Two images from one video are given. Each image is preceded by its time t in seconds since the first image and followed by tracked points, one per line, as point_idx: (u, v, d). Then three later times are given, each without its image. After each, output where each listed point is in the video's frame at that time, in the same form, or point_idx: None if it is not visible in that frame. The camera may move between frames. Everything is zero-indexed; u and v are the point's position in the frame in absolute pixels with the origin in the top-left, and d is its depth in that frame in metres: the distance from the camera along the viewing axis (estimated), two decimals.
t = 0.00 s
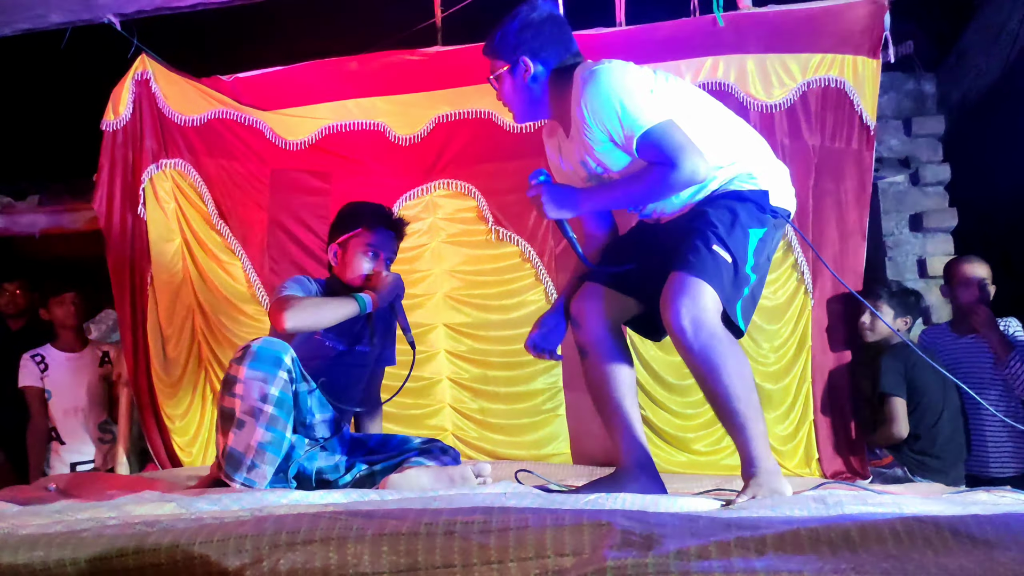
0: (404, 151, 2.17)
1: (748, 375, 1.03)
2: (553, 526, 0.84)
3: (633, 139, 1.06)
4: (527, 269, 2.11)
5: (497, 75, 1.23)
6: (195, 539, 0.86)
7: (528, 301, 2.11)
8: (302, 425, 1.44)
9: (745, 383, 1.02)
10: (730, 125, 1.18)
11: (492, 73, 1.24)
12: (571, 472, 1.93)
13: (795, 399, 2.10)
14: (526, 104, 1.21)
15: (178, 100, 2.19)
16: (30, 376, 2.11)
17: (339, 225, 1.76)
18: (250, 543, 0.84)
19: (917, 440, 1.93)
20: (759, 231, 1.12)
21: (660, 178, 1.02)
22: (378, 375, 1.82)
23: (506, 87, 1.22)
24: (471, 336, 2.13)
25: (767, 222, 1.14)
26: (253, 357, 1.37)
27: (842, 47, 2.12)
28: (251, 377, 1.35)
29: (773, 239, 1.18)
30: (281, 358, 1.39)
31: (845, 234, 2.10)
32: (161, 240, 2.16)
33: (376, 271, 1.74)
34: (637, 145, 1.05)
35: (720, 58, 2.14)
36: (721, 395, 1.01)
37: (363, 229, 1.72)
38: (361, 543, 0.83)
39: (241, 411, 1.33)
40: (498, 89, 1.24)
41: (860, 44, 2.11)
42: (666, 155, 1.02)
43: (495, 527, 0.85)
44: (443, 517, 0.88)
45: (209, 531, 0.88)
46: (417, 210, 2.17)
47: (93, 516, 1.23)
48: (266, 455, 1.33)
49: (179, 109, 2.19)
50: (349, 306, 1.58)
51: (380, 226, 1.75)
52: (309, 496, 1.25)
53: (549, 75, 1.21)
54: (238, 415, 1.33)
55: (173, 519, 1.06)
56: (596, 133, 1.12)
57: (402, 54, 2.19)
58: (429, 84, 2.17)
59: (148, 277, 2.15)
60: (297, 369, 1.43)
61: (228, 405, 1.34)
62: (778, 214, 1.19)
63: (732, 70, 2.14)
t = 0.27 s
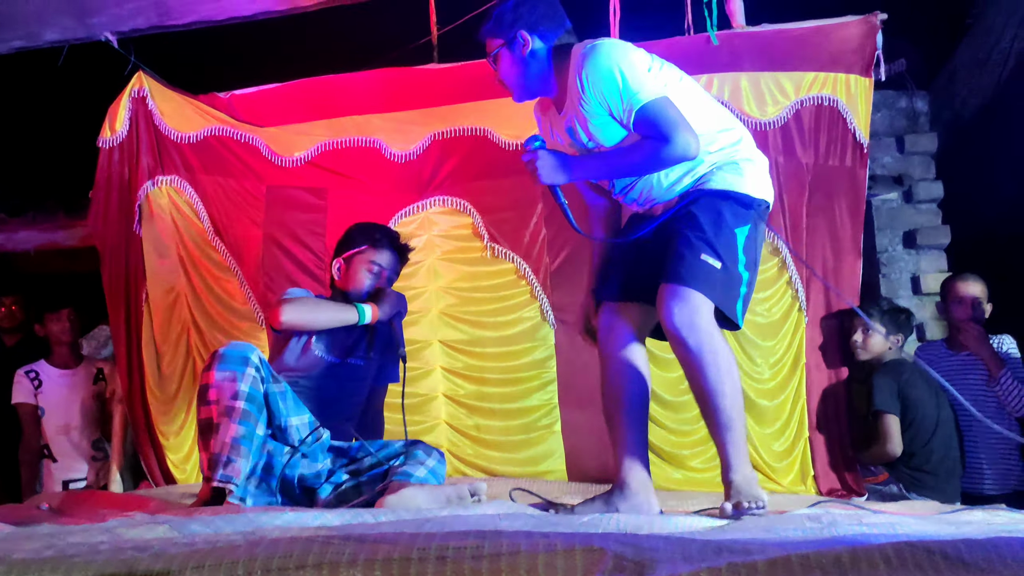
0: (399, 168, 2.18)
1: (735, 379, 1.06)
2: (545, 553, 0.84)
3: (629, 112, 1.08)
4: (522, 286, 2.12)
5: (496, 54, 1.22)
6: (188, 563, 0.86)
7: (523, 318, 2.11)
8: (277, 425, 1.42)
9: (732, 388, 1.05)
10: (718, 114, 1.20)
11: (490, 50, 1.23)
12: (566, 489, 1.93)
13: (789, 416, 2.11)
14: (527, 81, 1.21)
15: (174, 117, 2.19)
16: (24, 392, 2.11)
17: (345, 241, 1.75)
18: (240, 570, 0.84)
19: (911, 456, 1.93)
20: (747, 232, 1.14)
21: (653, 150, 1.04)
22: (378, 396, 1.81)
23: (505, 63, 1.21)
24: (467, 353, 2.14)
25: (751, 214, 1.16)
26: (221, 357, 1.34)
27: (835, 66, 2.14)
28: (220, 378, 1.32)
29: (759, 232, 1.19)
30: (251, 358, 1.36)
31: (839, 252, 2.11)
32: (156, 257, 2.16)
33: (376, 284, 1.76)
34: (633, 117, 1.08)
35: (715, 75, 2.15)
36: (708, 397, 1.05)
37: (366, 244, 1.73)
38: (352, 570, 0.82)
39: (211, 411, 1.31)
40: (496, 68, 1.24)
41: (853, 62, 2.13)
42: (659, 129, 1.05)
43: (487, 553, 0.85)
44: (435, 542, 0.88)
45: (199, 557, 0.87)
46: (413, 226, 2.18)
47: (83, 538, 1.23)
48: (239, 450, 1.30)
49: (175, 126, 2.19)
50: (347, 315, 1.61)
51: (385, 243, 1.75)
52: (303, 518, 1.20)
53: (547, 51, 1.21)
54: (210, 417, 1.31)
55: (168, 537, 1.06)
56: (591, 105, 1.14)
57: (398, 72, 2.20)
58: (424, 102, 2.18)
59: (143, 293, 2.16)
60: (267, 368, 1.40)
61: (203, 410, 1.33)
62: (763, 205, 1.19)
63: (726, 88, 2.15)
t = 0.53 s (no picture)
0: (396, 186, 2.18)
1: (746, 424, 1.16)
2: None
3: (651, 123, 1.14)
4: (518, 305, 2.12)
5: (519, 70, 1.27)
6: None
7: (519, 336, 2.12)
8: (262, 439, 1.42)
9: (742, 431, 1.16)
10: (726, 144, 1.25)
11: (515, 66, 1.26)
12: (562, 509, 1.93)
13: (785, 435, 2.12)
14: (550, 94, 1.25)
15: (172, 135, 2.20)
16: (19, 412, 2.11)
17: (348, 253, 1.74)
18: None
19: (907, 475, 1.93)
20: (758, 278, 1.21)
21: (676, 157, 1.09)
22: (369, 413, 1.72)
23: (530, 78, 1.26)
24: (463, 372, 2.14)
25: (756, 258, 1.21)
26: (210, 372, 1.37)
27: (828, 86, 2.15)
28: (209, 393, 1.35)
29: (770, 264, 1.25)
30: (236, 374, 1.37)
31: (833, 271, 2.13)
32: (153, 275, 2.17)
33: (375, 303, 1.69)
34: (656, 128, 1.13)
35: (710, 96, 2.17)
36: (719, 436, 1.17)
37: (367, 260, 1.69)
38: None
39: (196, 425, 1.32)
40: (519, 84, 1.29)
41: (846, 83, 2.15)
42: (682, 137, 1.10)
43: None
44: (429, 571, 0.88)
45: None
46: (410, 245, 2.18)
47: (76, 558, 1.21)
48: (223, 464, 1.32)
49: (172, 144, 2.19)
50: (333, 335, 1.56)
51: (389, 262, 1.70)
52: (298, 541, 1.15)
53: (571, 67, 1.25)
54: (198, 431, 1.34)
55: (170, 554, 1.08)
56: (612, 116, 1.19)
57: (395, 91, 2.22)
58: (421, 121, 2.19)
59: (139, 312, 2.16)
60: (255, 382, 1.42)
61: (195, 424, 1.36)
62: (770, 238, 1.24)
63: (721, 107, 2.16)
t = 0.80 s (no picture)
0: (394, 201, 2.18)
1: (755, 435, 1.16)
2: None
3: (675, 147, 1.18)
4: (516, 320, 2.12)
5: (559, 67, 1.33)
6: None
7: (516, 352, 2.11)
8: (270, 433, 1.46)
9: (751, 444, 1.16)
10: (738, 161, 1.26)
11: (560, 67, 1.31)
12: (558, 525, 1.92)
13: (783, 452, 2.11)
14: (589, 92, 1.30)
15: (170, 149, 2.21)
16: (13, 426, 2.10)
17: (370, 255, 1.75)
18: None
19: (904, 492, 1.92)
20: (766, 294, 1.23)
21: (692, 185, 1.15)
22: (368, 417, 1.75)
23: (573, 75, 1.31)
24: (460, 387, 2.13)
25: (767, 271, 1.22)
26: (195, 400, 1.39)
27: (825, 103, 2.16)
28: (195, 421, 1.38)
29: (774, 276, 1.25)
30: (221, 398, 1.39)
31: (830, 288, 2.13)
32: (150, 289, 2.17)
33: (387, 311, 1.68)
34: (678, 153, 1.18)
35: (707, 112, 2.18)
36: (727, 447, 1.16)
37: (389, 265, 1.69)
38: None
39: (189, 457, 1.37)
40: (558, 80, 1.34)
41: (843, 100, 2.16)
42: (700, 166, 1.15)
43: None
44: None
45: None
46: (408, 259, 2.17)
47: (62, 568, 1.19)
48: (221, 493, 1.38)
49: (170, 158, 2.20)
50: (333, 340, 1.51)
51: (408, 269, 1.70)
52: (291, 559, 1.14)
53: (613, 70, 1.31)
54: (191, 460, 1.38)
55: (161, 567, 1.07)
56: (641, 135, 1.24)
57: (394, 106, 2.22)
58: (419, 136, 2.20)
59: (136, 325, 2.17)
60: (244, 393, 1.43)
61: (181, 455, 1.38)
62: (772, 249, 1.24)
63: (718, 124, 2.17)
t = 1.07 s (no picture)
0: (392, 216, 2.18)
1: (751, 449, 1.32)
2: None
3: (666, 177, 1.34)
4: (514, 335, 2.12)
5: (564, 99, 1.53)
6: None
7: (513, 368, 2.11)
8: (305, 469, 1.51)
9: (747, 456, 1.32)
10: (727, 188, 1.42)
11: (564, 96, 1.52)
12: (557, 542, 1.91)
13: (780, 469, 2.10)
14: (590, 120, 1.51)
15: (168, 164, 2.21)
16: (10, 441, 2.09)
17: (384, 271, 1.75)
18: None
19: (902, 513, 1.94)
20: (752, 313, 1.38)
21: (679, 213, 1.31)
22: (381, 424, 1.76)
23: (577, 105, 1.51)
24: (458, 403, 2.13)
25: (751, 288, 1.38)
26: (232, 443, 1.43)
27: (823, 120, 2.17)
28: (231, 463, 1.42)
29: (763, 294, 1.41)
30: (261, 447, 1.43)
31: (827, 305, 2.13)
32: (148, 304, 2.17)
33: (396, 331, 1.70)
34: (669, 181, 1.34)
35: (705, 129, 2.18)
36: (726, 460, 1.32)
37: (404, 285, 1.70)
38: None
39: (220, 499, 1.41)
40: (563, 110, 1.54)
41: (840, 117, 2.17)
42: (687, 195, 1.30)
43: None
44: None
45: None
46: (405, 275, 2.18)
47: None
48: (252, 538, 1.43)
49: (169, 173, 2.21)
50: (349, 358, 1.52)
51: (421, 290, 1.71)
52: None
53: (612, 100, 1.51)
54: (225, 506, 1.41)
55: None
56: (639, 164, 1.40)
57: (391, 121, 2.22)
58: (417, 152, 2.20)
59: (134, 340, 2.16)
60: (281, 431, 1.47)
61: (213, 491, 1.43)
62: (759, 271, 1.40)
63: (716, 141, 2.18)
